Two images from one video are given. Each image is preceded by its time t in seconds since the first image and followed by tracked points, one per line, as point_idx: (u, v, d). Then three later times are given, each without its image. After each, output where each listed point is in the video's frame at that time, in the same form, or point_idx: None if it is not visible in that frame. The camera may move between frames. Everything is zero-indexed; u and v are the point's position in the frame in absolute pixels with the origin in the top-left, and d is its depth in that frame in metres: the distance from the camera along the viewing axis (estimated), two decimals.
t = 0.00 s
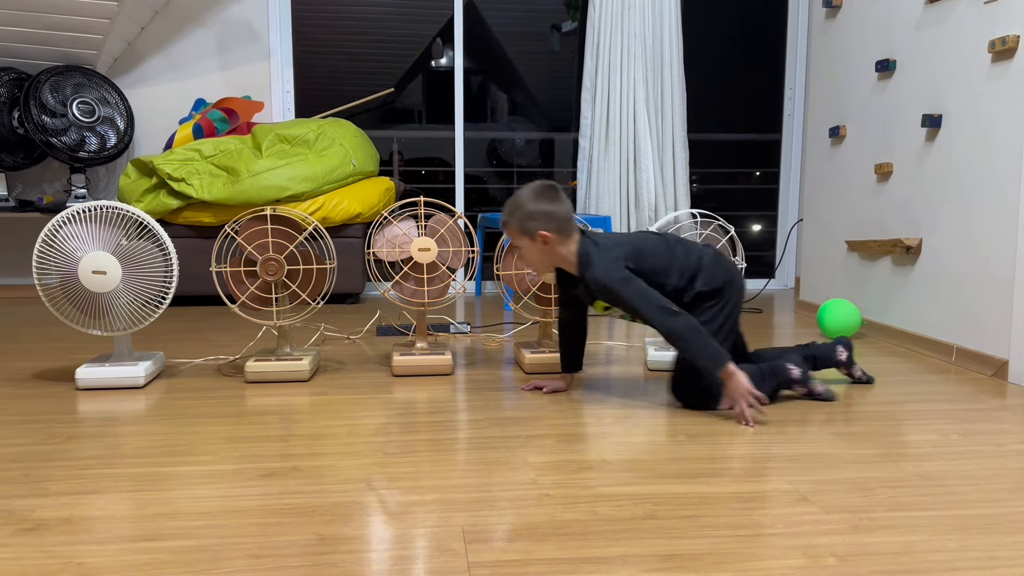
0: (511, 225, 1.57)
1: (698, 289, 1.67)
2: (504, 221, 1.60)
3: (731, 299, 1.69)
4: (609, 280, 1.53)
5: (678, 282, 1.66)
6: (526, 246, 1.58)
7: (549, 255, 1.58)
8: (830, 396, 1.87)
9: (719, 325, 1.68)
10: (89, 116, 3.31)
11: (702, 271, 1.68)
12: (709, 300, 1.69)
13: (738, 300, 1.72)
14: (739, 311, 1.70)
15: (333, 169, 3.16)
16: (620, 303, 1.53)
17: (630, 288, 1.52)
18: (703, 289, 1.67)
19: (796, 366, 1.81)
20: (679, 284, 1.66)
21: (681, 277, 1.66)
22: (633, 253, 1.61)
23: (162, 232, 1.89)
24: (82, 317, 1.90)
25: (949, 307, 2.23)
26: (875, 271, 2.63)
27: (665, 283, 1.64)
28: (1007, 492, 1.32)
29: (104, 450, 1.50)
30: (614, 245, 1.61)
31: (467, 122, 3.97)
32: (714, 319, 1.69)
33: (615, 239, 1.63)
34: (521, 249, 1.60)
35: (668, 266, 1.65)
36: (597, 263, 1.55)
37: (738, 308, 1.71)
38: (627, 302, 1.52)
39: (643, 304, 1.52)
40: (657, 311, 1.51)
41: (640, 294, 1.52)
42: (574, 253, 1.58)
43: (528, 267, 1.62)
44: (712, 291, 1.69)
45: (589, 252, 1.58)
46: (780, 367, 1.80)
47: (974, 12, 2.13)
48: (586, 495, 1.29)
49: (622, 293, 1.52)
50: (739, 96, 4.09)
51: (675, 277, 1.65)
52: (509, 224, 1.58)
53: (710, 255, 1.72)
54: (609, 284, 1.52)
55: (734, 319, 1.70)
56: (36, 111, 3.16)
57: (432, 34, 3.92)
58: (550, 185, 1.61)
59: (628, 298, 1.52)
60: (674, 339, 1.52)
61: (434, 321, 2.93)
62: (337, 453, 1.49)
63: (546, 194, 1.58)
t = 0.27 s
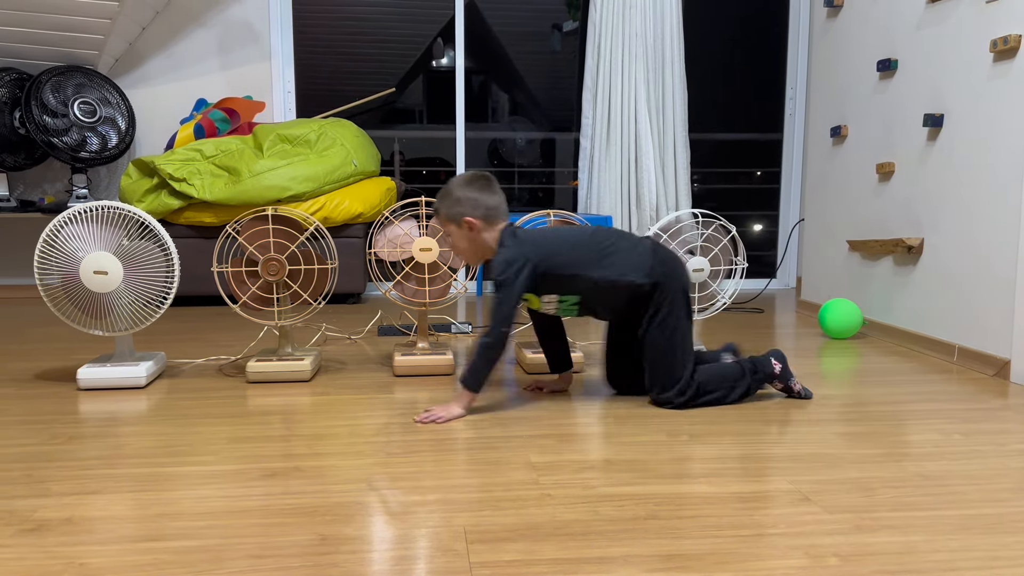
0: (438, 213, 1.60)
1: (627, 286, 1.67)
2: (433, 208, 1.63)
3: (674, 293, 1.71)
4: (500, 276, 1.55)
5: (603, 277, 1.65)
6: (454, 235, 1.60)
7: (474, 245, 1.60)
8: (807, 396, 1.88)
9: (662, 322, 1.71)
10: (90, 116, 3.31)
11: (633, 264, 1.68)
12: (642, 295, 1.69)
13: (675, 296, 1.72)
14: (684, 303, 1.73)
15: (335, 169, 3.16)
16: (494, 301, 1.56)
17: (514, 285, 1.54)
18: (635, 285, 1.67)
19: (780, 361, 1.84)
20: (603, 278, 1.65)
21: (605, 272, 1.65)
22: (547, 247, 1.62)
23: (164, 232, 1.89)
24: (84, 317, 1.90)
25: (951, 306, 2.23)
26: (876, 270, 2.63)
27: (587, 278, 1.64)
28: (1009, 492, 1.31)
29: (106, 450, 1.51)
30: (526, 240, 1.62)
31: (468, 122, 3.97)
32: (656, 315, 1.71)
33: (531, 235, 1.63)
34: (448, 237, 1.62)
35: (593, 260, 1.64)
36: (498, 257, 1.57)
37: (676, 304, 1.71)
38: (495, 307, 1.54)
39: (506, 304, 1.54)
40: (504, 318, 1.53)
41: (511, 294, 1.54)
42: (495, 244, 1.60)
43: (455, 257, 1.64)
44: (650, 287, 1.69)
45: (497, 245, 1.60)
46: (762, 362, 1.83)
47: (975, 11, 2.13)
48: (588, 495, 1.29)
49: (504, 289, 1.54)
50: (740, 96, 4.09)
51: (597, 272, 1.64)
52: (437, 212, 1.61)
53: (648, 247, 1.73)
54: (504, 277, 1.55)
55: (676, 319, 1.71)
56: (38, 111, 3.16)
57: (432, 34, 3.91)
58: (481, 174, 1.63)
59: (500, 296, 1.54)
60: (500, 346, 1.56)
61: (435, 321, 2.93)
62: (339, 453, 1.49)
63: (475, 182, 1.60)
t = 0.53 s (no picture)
0: (369, 202, 1.62)
1: (543, 311, 1.58)
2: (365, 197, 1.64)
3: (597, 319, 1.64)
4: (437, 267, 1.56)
5: (516, 296, 1.59)
6: (381, 224, 1.63)
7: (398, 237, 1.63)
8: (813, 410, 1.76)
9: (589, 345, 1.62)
10: (92, 116, 3.31)
11: (553, 288, 1.61)
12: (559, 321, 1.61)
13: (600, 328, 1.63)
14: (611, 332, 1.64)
15: (336, 169, 3.16)
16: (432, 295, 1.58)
17: (448, 280, 1.55)
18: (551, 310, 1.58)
19: (771, 369, 1.77)
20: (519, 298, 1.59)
21: (521, 291, 1.59)
22: (474, 253, 1.60)
23: (165, 232, 1.89)
24: (86, 317, 1.90)
25: (953, 306, 2.23)
26: (877, 270, 2.63)
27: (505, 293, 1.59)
28: (1011, 492, 1.31)
29: (108, 450, 1.51)
30: (458, 239, 1.61)
31: (470, 122, 3.98)
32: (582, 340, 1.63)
33: (458, 234, 1.63)
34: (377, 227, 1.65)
35: (513, 278, 1.59)
36: (428, 250, 1.57)
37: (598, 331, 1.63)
38: (437, 296, 1.56)
39: (452, 300, 1.55)
40: (452, 316, 1.55)
41: (450, 291, 1.55)
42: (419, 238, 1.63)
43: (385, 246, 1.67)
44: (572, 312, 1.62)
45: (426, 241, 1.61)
46: (754, 368, 1.76)
47: (976, 11, 2.12)
48: (590, 495, 1.29)
49: (439, 281, 1.55)
50: (741, 96, 4.08)
51: (514, 288, 1.59)
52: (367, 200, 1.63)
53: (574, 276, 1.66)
54: (434, 270, 1.55)
55: (614, 342, 1.63)
56: (39, 111, 3.17)
57: (434, 33, 3.91)
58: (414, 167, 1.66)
59: (439, 289, 1.55)
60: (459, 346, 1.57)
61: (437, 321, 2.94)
62: (340, 453, 1.49)
63: (404, 175, 1.62)
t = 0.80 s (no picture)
0: (360, 200, 1.63)
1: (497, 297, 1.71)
2: (345, 198, 1.62)
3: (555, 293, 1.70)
4: (409, 268, 1.61)
5: (476, 285, 1.71)
6: (374, 222, 1.63)
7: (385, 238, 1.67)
8: (737, 423, 1.65)
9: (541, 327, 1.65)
10: (93, 116, 3.31)
11: (505, 272, 1.72)
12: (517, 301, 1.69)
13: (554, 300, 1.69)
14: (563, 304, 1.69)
15: (337, 169, 3.16)
16: (412, 300, 1.61)
17: (422, 276, 1.61)
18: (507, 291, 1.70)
19: (699, 376, 1.60)
20: (480, 285, 1.71)
21: (479, 279, 1.72)
22: (437, 250, 1.70)
23: (167, 232, 1.89)
24: (88, 317, 1.90)
25: (955, 306, 2.23)
26: (879, 269, 2.63)
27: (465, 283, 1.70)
28: (1013, 492, 1.31)
29: (110, 450, 1.51)
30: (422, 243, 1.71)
31: (471, 122, 3.98)
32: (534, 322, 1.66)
33: (422, 238, 1.73)
34: (363, 226, 1.63)
35: (470, 267, 1.72)
36: (398, 252, 1.64)
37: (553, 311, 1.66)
38: (418, 299, 1.60)
39: (430, 296, 1.60)
40: (435, 311, 1.59)
41: (431, 290, 1.61)
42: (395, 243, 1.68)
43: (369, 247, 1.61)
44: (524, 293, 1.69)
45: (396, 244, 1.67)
46: (679, 376, 1.59)
47: (978, 10, 2.12)
48: (591, 495, 1.29)
49: (410, 281, 1.60)
50: (743, 95, 4.08)
51: (472, 278, 1.71)
52: (353, 199, 1.63)
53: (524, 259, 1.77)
54: (405, 271, 1.61)
55: (551, 325, 1.64)
56: (41, 111, 3.17)
57: (435, 33, 3.92)
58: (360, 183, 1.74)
59: (416, 288, 1.60)
60: (449, 342, 1.60)
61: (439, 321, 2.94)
62: (342, 454, 1.49)
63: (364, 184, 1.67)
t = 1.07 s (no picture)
0: (332, 205, 1.63)
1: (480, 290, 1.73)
2: (316, 203, 1.62)
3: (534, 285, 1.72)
4: (390, 272, 1.62)
5: (457, 280, 1.72)
6: (347, 225, 1.63)
7: (361, 240, 1.67)
8: (661, 412, 1.72)
9: (514, 323, 1.70)
10: (95, 117, 3.32)
11: (483, 266, 1.74)
12: (496, 295, 1.72)
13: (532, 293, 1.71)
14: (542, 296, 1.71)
15: (339, 169, 3.16)
16: (394, 304, 1.62)
17: (402, 279, 1.62)
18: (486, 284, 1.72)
19: (623, 370, 1.67)
20: (463, 280, 1.72)
21: (461, 274, 1.73)
22: (416, 249, 1.71)
23: (168, 232, 1.89)
24: (89, 317, 1.91)
25: (957, 305, 2.22)
26: (881, 268, 2.63)
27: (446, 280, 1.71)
28: (1016, 490, 1.31)
29: (112, 450, 1.51)
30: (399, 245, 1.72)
31: (473, 122, 3.98)
32: (507, 317, 1.71)
33: (398, 240, 1.73)
34: (336, 231, 1.63)
35: (450, 263, 1.73)
36: (379, 255, 1.65)
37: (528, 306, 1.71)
38: (400, 302, 1.60)
39: (412, 298, 1.61)
40: (417, 313, 1.60)
41: (413, 292, 1.61)
42: (371, 245, 1.69)
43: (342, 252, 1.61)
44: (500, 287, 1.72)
45: (376, 248, 1.68)
46: (604, 369, 1.67)
47: (981, 9, 2.12)
48: (593, 495, 1.29)
49: (391, 284, 1.61)
50: (745, 94, 4.07)
51: (456, 273, 1.72)
52: (326, 204, 1.63)
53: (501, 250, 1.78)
54: (386, 274, 1.61)
55: (519, 319, 1.70)
56: (43, 112, 3.17)
57: (437, 33, 3.92)
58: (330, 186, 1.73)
59: (397, 291, 1.61)
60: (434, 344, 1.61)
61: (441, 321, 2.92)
62: (343, 453, 1.49)
63: (336, 187, 1.68)
